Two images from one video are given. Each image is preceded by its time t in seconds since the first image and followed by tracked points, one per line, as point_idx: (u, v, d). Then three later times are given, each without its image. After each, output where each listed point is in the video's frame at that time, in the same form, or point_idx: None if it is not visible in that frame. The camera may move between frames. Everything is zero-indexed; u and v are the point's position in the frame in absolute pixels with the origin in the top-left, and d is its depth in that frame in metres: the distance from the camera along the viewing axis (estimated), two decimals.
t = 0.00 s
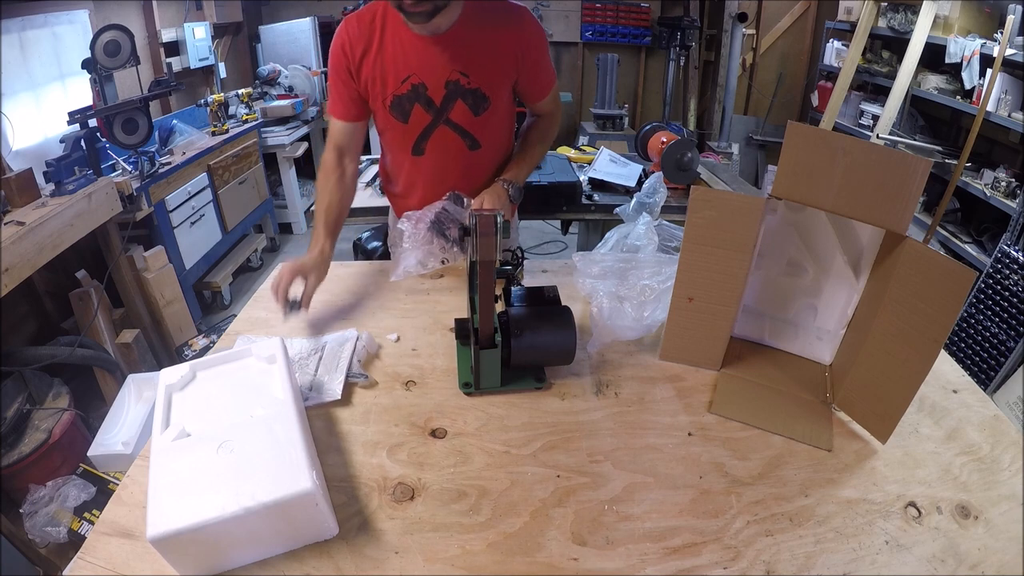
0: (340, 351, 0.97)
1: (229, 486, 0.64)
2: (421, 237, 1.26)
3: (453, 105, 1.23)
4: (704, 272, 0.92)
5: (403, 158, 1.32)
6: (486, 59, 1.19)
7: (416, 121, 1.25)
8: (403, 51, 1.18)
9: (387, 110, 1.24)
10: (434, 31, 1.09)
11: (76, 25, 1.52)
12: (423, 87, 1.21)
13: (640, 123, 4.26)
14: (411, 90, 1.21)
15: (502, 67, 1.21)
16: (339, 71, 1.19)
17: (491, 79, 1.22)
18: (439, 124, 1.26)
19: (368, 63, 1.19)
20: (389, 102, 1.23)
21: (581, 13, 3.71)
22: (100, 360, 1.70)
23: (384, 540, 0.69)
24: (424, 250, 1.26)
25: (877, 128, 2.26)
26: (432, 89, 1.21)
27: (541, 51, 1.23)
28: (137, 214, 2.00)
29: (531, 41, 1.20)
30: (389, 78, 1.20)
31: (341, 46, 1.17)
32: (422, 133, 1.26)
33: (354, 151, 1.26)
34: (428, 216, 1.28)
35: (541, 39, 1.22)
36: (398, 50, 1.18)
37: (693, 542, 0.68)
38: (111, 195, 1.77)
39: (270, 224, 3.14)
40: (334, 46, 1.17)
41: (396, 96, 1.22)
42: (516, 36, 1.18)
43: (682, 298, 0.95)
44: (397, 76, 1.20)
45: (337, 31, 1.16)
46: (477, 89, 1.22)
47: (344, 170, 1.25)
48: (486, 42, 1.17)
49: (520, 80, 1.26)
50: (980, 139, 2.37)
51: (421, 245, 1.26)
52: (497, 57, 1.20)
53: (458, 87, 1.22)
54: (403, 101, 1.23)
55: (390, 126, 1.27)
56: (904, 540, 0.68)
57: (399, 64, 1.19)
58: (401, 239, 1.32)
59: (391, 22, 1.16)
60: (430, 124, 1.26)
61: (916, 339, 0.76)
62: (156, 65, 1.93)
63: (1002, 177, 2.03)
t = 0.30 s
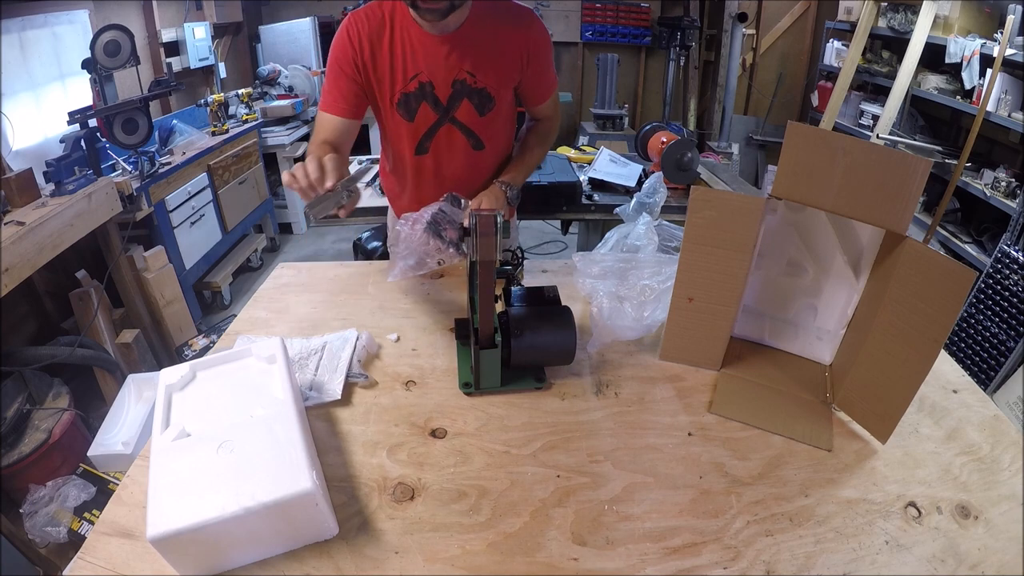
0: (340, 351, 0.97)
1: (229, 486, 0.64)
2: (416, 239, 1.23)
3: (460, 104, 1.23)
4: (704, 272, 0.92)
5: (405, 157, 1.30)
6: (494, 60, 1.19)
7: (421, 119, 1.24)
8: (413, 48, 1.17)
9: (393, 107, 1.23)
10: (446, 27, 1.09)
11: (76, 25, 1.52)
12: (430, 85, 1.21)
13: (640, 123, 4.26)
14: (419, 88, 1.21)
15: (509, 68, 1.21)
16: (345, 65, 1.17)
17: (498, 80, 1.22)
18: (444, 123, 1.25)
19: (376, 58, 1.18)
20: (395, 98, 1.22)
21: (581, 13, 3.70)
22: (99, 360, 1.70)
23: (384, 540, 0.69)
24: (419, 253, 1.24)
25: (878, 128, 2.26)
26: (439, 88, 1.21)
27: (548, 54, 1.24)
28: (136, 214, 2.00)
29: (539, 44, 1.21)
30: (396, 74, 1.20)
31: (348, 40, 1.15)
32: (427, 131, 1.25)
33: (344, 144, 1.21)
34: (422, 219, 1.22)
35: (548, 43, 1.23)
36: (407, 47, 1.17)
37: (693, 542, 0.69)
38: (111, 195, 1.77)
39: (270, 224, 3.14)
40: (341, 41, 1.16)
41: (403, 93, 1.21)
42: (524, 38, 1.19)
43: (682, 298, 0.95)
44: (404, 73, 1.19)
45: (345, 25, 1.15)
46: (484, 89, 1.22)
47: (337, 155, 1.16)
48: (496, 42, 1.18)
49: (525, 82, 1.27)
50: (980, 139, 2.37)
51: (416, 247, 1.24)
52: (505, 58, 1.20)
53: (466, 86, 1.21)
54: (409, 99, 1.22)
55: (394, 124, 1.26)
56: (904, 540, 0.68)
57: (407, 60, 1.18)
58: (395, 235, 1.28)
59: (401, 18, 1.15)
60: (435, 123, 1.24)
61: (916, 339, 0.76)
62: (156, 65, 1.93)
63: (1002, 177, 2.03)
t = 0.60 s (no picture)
0: (340, 351, 0.97)
1: (229, 486, 0.64)
2: (428, 241, 1.24)
3: (466, 106, 1.24)
4: (704, 272, 0.92)
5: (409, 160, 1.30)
6: (499, 61, 1.21)
7: (428, 121, 1.24)
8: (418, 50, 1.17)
9: (399, 110, 1.23)
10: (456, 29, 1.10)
11: (77, 25, 1.52)
12: (437, 87, 1.21)
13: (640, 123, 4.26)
14: (425, 90, 1.21)
15: (512, 68, 1.23)
16: (349, 68, 1.16)
17: (503, 80, 1.24)
18: (451, 125, 1.25)
19: (381, 60, 1.17)
20: (401, 100, 1.22)
21: (581, 13, 3.70)
22: (99, 360, 1.70)
23: (384, 540, 0.69)
24: (431, 255, 1.24)
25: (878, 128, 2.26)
26: (446, 89, 1.21)
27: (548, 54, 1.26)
28: (136, 214, 2.00)
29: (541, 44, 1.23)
30: (402, 77, 1.19)
31: (352, 43, 1.14)
32: (433, 133, 1.25)
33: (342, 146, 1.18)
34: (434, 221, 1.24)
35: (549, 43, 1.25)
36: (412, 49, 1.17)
37: (693, 542, 0.68)
38: (111, 195, 1.77)
39: (270, 224, 3.14)
40: (344, 43, 1.14)
41: (410, 95, 1.21)
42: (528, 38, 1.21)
43: (682, 298, 0.95)
44: (411, 75, 1.19)
45: (348, 28, 1.14)
46: (490, 90, 1.24)
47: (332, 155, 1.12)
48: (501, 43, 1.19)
49: (525, 81, 1.29)
50: (980, 138, 2.37)
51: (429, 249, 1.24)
52: (510, 59, 1.22)
53: (472, 87, 1.22)
54: (416, 101, 1.21)
55: (399, 126, 1.25)
56: (904, 540, 0.68)
57: (414, 63, 1.18)
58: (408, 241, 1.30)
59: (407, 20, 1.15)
60: (442, 125, 1.25)
61: (916, 339, 0.76)
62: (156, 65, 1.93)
63: (1002, 177, 2.03)
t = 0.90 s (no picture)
0: (340, 351, 0.97)
1: (229, 486, 0.64)
2: (428, 243, 1.24)
3: (465, 107, 1.23)
4: (704, 272, 0.92)
5: (411, 166, 1.29)
6: (495, 60, 1.21)
7: (428, 126, 1.23)
8: (414, 54, 1.16)
9: (398, 116, 1.21)
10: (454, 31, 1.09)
11: (76, 25, 1.52)
12: (435, 91, 1.20)
13: (640, 123, 4.25)
14: (423, 94, 1.20)
15: (508, 66, 1.23)
16: (346, 78, 1.14)
17: (500, 79, 1.24)
18: (451, 128, 1.24)
19: (378, 68, 1.16)
20: (400, 107, 1.20)
21: (581, 13, 3.69)
22: (99, 360, 1.70)
23: (384, 540, 0.69)
24: (431, 257, 1.24)
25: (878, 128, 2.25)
26: (444, 93, 1.20)
27: (541, 50, 1.27)
28: (136, 214, 2.00)
29: (535, 41, 1.24)
30: (400, 83, 1.18)
31: (348, 52, 1.12)
32: (434, 138, 1.24)
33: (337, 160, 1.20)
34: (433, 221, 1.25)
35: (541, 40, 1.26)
36: (408, 54, 1.16)
37: (693, 542, 0.68)
38: (111, 195, 1.77)
39: (270, 224, 3.14)
40: (338, 55, 1.13)
41: (408, 101, 1.20)
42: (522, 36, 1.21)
43: (682, 298, 0.95)
44: (408, 80, 1.18)
45: (342, 37, 1.12)
46: (487, 90, 1.23)
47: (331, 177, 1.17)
48: (497, 41, 1.19)
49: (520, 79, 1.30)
50: (980, 138, 2.37)
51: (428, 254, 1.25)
52: (505, 57, 1.22)
53: (470, 89, 1.22)
54: (415, 107, 1.20)
55: (399, 133, 1.24)
56: (904, 540, 0.68)
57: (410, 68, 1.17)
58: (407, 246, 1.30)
59: (400, 25, 1.14)
60: (442, 129, 1.24)
61: (916, 339, 0.76)
62: (156, 65, 1.93)
63: (1002, 177, 2.03)
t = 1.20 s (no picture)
0: (340, 351, 0.97)
1: (229, 486, 0.64)
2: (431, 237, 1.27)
3: (456, 106, 1.24)
4: (704, 272, 0.92)
5: (410, 170, 1.30)
6: (480, 56, 1.21)
7: (423, 129, 1.24)
8: (402, 61, 1.15)
9: (392, 124, 1.22)
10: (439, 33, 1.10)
11: (76, 25, 1.52)
12: (426, 94, 1.20)
13: (640, 123, 4.25)
14: (415, 99, 1.20)
15: (494, 59, 1.24)
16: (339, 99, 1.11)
17: (487, 73, 1.24)
18: (446, 127, 1.25)
19: (368, 81, 1.14)
20: (393, 114, 1.20)
21: (581, 13, 3.69)
22: (99, 360, 1.70)
23: (384, 540, 0.69)
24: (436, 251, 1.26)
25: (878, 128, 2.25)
26: (435, 95, 1.21)
27: (523, 39, 1.28)
28: (137, 214, 2.00)
29: (517, 32, 1.24)
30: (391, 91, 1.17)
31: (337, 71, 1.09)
32: (430, 140, 1.25)
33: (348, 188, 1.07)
34: (435, 213, 1.29)
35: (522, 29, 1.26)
36: (396, 61, 1.15)
37: (693, 542, 0.68)
38: (111, 195, 1.77)
39: (270, 224, 3.14)
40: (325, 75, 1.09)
41: (401, 108, 1.20)
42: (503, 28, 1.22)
43: (682, 298, 0.95)
44: (399, 87, 1.17)
45: (328, 55, 1.09)
46: (477, 86, 1.24)
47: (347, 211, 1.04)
48: (480, 36, 1.20)
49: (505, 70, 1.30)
50: (980, 138, 2.37)
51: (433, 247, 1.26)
52: (490, 52, 1.22)
53: (459, 87, 1.22)
54: (408, 112, 1.21)
55: (395, 140, 1.24)
56: (904, 540, 0.68)
57: (399, 75, 1.16)
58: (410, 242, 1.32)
59: (384, 33, 1.13)
60: (437, 129, 1.24)
61: (916, 339, 0.76)
62: (156, 65, 1.93)
63: (1002, 177, 2.03)
